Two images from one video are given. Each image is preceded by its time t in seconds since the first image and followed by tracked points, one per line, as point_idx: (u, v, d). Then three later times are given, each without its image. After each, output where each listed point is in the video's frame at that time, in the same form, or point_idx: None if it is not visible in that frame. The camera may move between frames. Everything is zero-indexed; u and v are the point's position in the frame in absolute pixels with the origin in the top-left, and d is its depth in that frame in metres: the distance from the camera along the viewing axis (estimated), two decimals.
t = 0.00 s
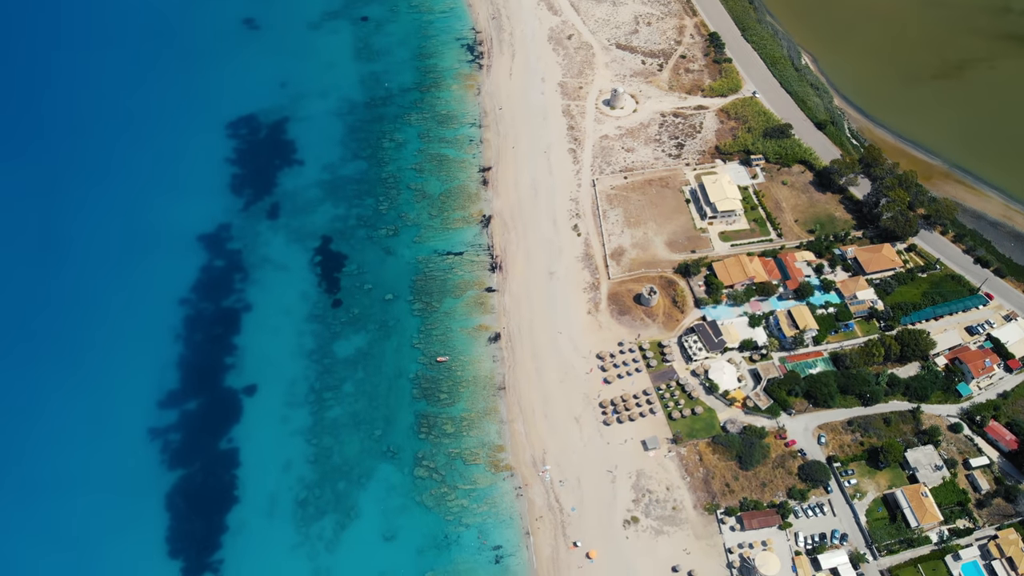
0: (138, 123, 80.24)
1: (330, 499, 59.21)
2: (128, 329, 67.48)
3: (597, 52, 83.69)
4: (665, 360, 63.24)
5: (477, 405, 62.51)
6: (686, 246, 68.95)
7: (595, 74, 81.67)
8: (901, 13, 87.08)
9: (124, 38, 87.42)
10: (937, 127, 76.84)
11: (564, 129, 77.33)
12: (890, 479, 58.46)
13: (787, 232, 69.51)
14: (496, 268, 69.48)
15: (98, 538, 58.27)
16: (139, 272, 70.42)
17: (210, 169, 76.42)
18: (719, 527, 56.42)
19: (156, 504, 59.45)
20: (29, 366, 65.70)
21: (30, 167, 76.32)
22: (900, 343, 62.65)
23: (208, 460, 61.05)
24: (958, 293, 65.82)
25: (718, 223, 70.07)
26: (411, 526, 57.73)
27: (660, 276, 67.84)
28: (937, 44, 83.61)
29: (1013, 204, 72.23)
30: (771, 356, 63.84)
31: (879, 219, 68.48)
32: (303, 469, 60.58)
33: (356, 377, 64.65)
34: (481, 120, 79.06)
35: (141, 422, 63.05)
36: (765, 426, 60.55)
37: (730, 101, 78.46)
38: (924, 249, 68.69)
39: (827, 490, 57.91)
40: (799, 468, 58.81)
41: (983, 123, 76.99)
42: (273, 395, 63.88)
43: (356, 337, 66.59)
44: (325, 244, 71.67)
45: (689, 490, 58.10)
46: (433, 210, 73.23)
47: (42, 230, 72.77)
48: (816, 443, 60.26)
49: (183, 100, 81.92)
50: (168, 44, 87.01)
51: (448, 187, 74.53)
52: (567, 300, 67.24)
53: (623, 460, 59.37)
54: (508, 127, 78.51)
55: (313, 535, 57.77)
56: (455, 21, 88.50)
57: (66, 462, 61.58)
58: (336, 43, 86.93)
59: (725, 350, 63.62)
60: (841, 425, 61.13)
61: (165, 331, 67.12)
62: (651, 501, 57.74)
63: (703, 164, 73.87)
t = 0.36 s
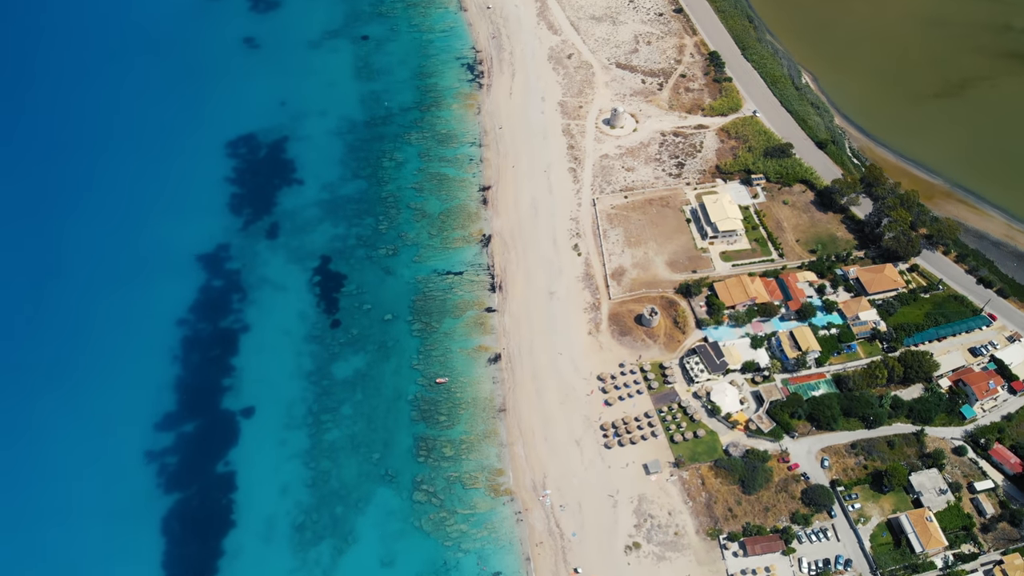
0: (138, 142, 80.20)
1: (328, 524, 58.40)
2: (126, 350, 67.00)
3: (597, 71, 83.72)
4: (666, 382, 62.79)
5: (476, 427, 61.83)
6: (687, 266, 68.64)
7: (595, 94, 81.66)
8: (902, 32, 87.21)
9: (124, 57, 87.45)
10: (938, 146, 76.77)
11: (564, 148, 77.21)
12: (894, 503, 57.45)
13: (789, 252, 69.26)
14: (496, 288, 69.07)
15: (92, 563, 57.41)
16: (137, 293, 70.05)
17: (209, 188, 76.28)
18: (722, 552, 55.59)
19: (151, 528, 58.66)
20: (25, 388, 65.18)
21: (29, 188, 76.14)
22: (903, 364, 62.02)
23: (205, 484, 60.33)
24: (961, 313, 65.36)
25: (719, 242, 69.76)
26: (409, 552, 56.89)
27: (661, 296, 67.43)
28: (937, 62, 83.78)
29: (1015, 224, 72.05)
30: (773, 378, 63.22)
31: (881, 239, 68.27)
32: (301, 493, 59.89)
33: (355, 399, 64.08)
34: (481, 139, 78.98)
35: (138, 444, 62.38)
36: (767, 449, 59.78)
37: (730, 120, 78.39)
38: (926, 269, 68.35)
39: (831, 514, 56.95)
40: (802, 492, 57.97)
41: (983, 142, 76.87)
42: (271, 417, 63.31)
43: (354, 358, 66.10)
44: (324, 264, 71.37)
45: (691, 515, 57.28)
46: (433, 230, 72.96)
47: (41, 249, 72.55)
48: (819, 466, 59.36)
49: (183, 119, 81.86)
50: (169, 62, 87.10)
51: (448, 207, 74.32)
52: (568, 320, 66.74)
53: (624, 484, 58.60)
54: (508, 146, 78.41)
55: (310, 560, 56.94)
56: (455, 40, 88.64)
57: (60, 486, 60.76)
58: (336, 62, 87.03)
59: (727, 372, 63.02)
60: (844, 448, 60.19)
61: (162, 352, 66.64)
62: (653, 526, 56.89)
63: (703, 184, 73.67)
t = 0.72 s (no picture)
0: (136, 160, 80.00)
1: (325, 549, 57.55)
2: (122, 371, 66.38)
3: (597, 90, 83.70)
4: (668, 405, 62.00)
5: (475, 450, 61.07)
6: (688, 286, 68.25)
7: (595, 113, 81.59)
8: (901, 51, 87.29)
9: (124, 75, 87.41)
10: (938, 165, 76.61)
11: (564, 168, 77.03)
12: (899, 528, 56.48)
13: (791, 272, 68.87)
14: (496, 308, 68.57)
15: None
16: (135, 313, 69.55)
17: (208, 207, 76.05)
18: None
19: (146, 553, 57.70)
20: (20, 410, 64.43)
21: (27, 207, 75.79)
22: (907, 386, 61.34)
23: (201, 508, 59.51)
24: (964, 334, 64.89)
25: (719, 262, 69.36)
26: None
27: (662, 316, 66.92)
28: (936, 80, 83.88)
29: (1017, 243, 71.77)
30: (776, 400, 62.50)
31: (883, 258, 67.88)
32: (298, 517, 59.13)
33: (352, 422, 63.45)
34: (481, 158, 78.83)
35: (134, 467, 61.58)
36: (770, 472, 58.92)
37: (730, 139, 78.28)
38: (928, 289, 67.93)
39: (835, 539, 56.06)
40: (806, 516, 56.94)
41: (983, 161, 76.75)
42: (268, 440, 62.68)
43: (352, 380, 65.54)
44: (323, 283, 71.01)
45: (693, 541, 56.34)
46: (433, 249, 72.63)
47: (38, 269, 72.09)
48: (822, 490, 58.33)
49: (182, 138, 81.68)
50: (169, 81, 87.09)
51: (447, 226, 74.03)
52: (568, 341, 66.17)
53: (626, 509, 57.72)
54: (508, 165, 78.22)
55: None
56: (455, 59, 88.71)
57: (53, 509, 59.79)
58: (336, 81, 87.05)
59: (729, 394, 62.36)
60: (848, 471, 59.20)
61: (159, 374, 66.08)
62: (656, 552, 55.94)
63: (703, 203, 73.45)
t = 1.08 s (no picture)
0: (135, 179, 79.87)
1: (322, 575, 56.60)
2: (118, 393, 65.77)
3: (597, 109, 83.68)
4: (669, 427, 61.39)
5: (474, 473, 60.31)
6: (689, 306, 67.82)
7: (595, 132, 81.52)
8: (901, 70, 87.37)
9: (124, 94, 87.29)
10: (939, 184, 76.43)
11: (564, 187, 76.82)
12: (903, 553, 55.56)
13: (792, 292, 68.51)
14: (496, 328, 68.08)
15: None
16: (132, 334, 69.06)
17: (207, 227, 75.79)
18: None
19: None
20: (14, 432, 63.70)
21: (26, 226, 75.62)
22: (910, 409, 60.66)
23: (197, 532, 58.56)
24: (968, 355, 64.27)
25: (721, 282, 69.06)
26: None
27: (663, 337, 66.43)
28: (937, 99, 83.88)
29: (1020, 263, 71.45)
30: (778, 423, 61.74)
31: (885, 279, 67.46)
32: (295, 542, 58.20)
33: (350, 444, 62.82)
34: (481, 177, 78.65)
35: (129, 491, 60.70)
36: (772, 496, 58.02)
37: (730, 158, 78.14)
38: (931, 310, 67.58)
39: (838, 565, 55.03)
40: (809, 541, 55.95)
41: (984, 181, 76.55)
42: (265, 463, 61.97)
43: (350, 401, 64.97)
44: (321, 304, 70.63)
45: (696, 567, 55.42)
46: (432, 269, 72.28)
47: (35, 289, 71.70)
48: (826, 514, 57.37)
49: (182, 158, 81.46)
50: (168, 99, 87.12)
51: (447, 245, 73.72)
52: (568, 363, 65.62)
53: (627, 534, 56.81)
54: (508, 184, 78.02)
55: None
56: (455, 78, 88.73)
57: (45, 534, 58.73)
58: (336, 100, 87.04)
59: (731, 417, 61.64)
60: (851, 495, 58.27)
61: (155, 395, 65.47)
62: None
63: (703, 223, 73.19)
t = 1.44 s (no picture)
0: (134, 198, 79.67)
1: None
2: (114, 415, 65.09)
3: (596, 128, 83.60)
4: (671, 450, 60.62)
5: (473, 497, 59.46)
6: (691, 326, 67.33)
7: (595, 150, 81.40)
8: (900, 89, 87.42)
9: (124, 114, 87.17)
10: (940, 203, 76.20)
11: (563, 206, 76.57)
12: None
13: (794, 313, 68.05)
14: (496, 349, 67.53)
15: None
16: (129, 355, 68.56)
17: (205, 246, 75.49)
18: None
19: None
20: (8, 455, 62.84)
21: (23, 246, 75.35)
22: (914, 431, 59.93)
23: (192, 557, 57.44)
24: (971, 376, 63.71)
25: (722, 302, 68.55)
26: None
27: (664, 358, 65.90)
28: (937, 117, 83.82)
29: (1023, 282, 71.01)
30: (781, 445, 61.02)
31: (887, 299, 67.00)
32: (292, 567, 57.10)
33: (348, 467, 62.09)
34: (481, 196, 78.42)
35: (123, 515, 59.68)
36: (775, 521, 57.13)
37: (730, 177, 77.91)
38: (934, 330, 67.11)
39: None
40: (813, 567, 55.04)
41: (986, 199, 76.34)
42: (262, 486, 61.16)
43: (348, 423, 64.34)
44: (319, 323, 70.18)
45: None
46: (432, 288, 71.84)
47: (32, 309, 71.26)
48: (829, 538, 56.38)
49: (182, 177, 81.27)
50: (168, 118, 87.12)
51: (446, 265, 73.35)
52: (568, 384, 65.00)
53: (629, 560, 55.77)
54: (508, 203, 77.76)
55: None
56: (455, 97, 88.73)
57: (37, 560, 57.53)
58: (336, 118, 87.01)
59: (734, 439, 60.92)
60: (855, 519, 57.36)
61: (152, 417, 64.81)
62: None
63: (704, 242, 72.89)
